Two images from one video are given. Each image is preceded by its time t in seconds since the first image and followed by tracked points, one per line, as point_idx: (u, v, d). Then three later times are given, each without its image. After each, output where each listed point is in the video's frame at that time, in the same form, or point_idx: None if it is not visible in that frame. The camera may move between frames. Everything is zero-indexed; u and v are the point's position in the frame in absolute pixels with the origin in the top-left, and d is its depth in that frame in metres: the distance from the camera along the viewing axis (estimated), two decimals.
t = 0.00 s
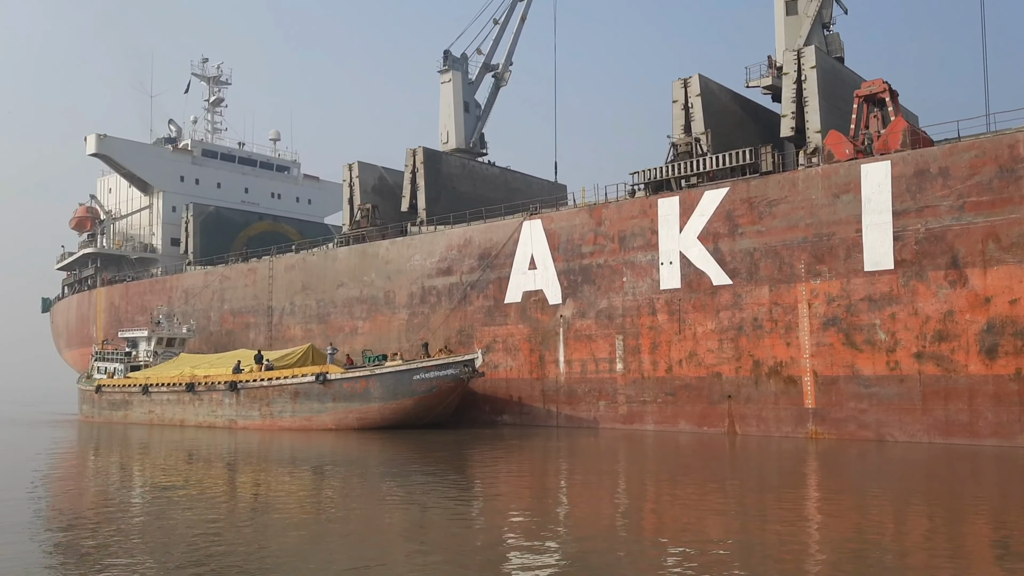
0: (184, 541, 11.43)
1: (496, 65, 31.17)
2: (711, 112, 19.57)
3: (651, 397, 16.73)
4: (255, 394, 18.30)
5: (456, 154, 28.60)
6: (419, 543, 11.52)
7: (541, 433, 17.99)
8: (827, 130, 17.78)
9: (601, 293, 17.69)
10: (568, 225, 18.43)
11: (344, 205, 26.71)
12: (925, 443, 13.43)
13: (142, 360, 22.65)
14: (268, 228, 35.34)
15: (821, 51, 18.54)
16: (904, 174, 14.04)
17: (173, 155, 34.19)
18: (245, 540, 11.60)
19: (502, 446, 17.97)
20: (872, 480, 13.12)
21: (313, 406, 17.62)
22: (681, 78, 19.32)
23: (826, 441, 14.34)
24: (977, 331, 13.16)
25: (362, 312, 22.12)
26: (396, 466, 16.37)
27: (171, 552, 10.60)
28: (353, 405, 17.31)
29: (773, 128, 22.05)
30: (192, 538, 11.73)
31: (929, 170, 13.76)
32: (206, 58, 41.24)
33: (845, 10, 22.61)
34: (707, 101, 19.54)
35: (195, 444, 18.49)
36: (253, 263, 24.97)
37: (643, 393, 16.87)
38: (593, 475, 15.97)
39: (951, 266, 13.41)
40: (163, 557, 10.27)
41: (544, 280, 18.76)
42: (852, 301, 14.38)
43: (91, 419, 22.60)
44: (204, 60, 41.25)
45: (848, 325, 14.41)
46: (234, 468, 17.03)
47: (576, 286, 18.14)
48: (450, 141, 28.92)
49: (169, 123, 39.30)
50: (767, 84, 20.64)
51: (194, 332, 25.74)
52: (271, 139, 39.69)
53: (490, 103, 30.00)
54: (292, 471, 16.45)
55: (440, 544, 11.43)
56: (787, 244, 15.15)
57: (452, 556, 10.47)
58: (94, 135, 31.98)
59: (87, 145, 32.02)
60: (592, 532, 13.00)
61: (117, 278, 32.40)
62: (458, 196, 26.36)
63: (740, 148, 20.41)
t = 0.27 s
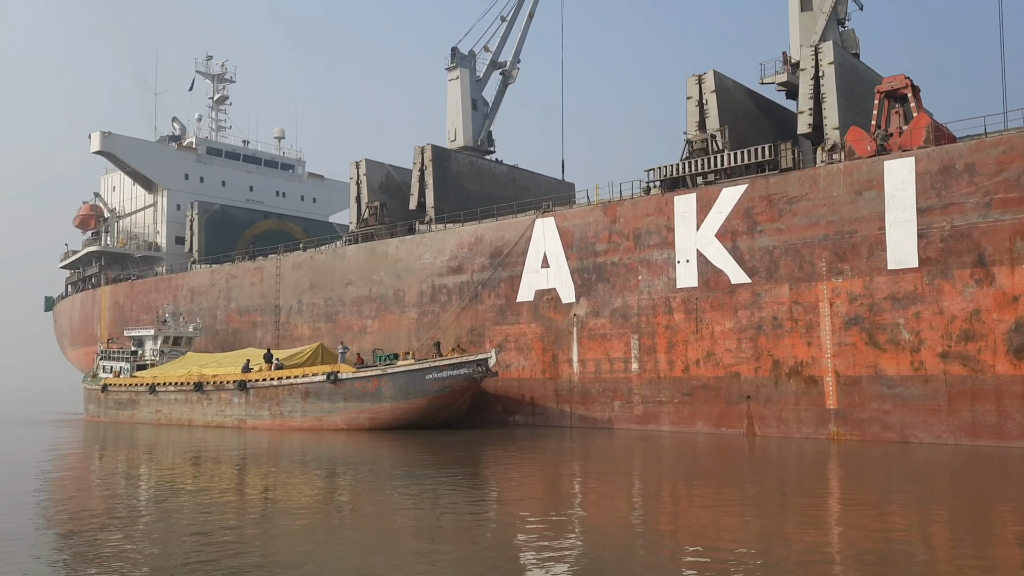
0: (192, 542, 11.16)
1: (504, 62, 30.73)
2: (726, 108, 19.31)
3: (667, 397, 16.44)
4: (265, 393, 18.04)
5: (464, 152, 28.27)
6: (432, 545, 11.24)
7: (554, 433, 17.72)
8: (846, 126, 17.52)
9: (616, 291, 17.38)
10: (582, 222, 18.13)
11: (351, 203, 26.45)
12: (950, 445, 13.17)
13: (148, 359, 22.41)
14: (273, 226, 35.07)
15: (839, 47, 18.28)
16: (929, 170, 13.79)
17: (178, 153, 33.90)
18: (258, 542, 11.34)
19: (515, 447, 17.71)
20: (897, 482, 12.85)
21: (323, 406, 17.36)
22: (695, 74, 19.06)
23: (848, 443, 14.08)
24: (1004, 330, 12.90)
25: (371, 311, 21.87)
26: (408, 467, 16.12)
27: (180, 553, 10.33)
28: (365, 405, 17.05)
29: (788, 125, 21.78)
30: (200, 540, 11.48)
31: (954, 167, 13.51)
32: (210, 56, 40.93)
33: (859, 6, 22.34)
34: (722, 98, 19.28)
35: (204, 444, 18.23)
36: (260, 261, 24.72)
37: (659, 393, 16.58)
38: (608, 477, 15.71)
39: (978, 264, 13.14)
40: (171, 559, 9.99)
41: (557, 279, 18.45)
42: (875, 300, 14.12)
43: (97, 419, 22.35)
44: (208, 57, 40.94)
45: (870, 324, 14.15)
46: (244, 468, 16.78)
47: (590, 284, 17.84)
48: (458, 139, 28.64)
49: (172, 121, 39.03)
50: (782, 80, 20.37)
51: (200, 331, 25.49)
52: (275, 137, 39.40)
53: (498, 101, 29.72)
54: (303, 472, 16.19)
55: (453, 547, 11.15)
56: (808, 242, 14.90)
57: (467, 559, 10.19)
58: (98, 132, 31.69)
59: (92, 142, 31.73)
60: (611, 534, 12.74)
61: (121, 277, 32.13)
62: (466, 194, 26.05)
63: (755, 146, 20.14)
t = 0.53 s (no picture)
0: (202, 545, 10.91)
1: (510, 60, 30.62)
2: (739, 105, 19.08)
3: (682, 398, 16.19)
4: (274, 393, 17.81)
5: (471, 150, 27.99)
6: (448, 548, 11.00)
7: (567, 434, 17.49)
8: (862, 123, 17.29)
9: (630, 291, 17.11)
10: (595, 221, 17.84)
11: (358, 201, 26.22)
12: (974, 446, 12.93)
13: (154, 359, 22.21)
14: (278, 225, 34.84)
15: (855, 43, 18.04)
16: (952, 167, 13.56)
17: (182, 151, 33.64)
18: (270, 544, 11.10)
19: (527, 447, 17.48)
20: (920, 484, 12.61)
21: (333, 406, 17.13)
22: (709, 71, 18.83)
23: (869, 444, 13.85)
24: None
25: (379, 309, 21.64)
26: (420, 468, 15.89)
27: (191, 554, 10.11)
28: (375, 405, 16.82)
29: (800, 123, 21.54)
30: (209, 541, 11.24)
31: (978, 164, 13.29)
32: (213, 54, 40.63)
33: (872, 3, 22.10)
34: (736, 95, 19.04)
35: (212, 445, 18.02)
36: (266, 260, 24.49)
37: (673, 393, 16.32)
38: (623, 478, 15.48)
39: (1003, 262, 12.91)
40: (180, 561, 9.76)
41: (569, 278, 18.19)
42: (896, 299, 13.89)
43: (102, 418, 22.12)
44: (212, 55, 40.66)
45: (892, 324, 13.93)
46: (253, 469, 16.55)
47: (603, 283, 17.57)
48: (465, 137, 28.36)
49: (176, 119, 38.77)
50: (796, 77, 20.12)
51: (206, 330, 25.25)
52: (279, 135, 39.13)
53: (505, 99, 29.45)
54: (313, 473, 15.96)
55: (471, 548, 10.93)
56: (827, 240, 14.68)
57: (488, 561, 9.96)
58: (102, 129, 31.42)
59: (95, 140, 31.47)
60: (629, 536, 12.51)
61: (125, 276, 31.89)
62: (474, 193, 25.79)
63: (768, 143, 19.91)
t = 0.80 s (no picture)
0: (216, 546, 10.65)
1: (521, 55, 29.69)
2: (759, 100, 18.77)
3: (703, 397, 15.89)
4: (287, 392, 17.53)
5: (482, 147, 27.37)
6: (469, 550, 10.71)
7: (584, 434, 17.18)
8: (886, 118, 16.97)
9: (649, 289, 16.79)
10: (613, 217, 17.52)
11: (368, 198, 25.94)
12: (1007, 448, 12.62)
13: (163, 358, 21.99)
14: (285, 223, 34.56)
15: (877, 37, 17.71)
16: (984, 162, 13.25)
17: (188, 148, 33.33)
18: (287, 547, 10.80)
19: (544, 448, 17.18)
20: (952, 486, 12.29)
21: (347, 406, 16.84)
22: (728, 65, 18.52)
23: (897, 445, 13.53)
24: None
25: (391, 308, 21.35)
26: (436, 469, 15.60)
27: (208, 557, 9.81)
28: (390, 405, 16.53)
29: (819, 118, 21.18)
30: (224, 543, 10.98)
31: (1011, 159, 12.95)
32: (220, 51, 40.33)
33: None
34: (755, 90, 18.73)
35: (224, 445, 17.74)
36: (276, 258, 24.22)
37: (694, 393, 16.01)
38: (644, 479, 15.18)
39: None
40: (197, 561, 9.50)
41: (586, 275, 17.86)
42: (925, 297, 13.59)
43: (111, 417, 21.86)
44: (218, 52, 40.36)
45: (921, 322, 13.62)
46: (267, 470, 16.27)
47: (621, 281, 17.24)
48: (475, 134, 27.90)
49: (182, 116, 38.50)
50: (816, 72, 19.78)
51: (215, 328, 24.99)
52: (286, 132, 38.79)
53: (516, 95, 28.96)
54: (327, 474, 15.68)
55: (492, 551, 10.64)
56: (853, 236, 14.38)
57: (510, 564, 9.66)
58: (108, 126, 31.14)
59: (102, 136, 31.20)
60: (652, 537, 12.21)
61: (132, 274, 31.61)
62: (485, 190, 25.43)
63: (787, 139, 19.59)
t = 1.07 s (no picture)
0: (233, 549, 10.40)
1: (529, 52, 29.49)
2: (776, 95, 18.50)
3: (723, 397, 15.62)
4: (298, 391, 17.27)
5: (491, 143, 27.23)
6: (491, 553, 10.46)
7: (600, 435, 16.91)
8: (907, 113, 16.70)
9: (666, 287, 16.51)
10: (629, 214, 17.24)
11: (376, 195, 25.68)
12: None
13: (171, 357, 21.76)
14: (291, 221, 34.29)
15: (898, 30, 17.44)
16: (1013, 157, 12.97)
17: (194, 145, 33.06)
18: (305, 549, 10.52)
19: (559, 448, 16.91)
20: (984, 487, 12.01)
21: (360, 405, 16.58)
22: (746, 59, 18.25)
23: (924, 446, 13.26)
24: None
25: (401, 306, 21.09)
26: (452, 470, 15.34)
27: (226, 560, 9.53)
28: (404, 405, 16.27)
29: (836, 114, 20.88)
30: (241, 546, 10.74)
31: None
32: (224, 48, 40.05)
33: None
34: (773, 85, 18.47)
35: (235, 445, 17.49)
36: (284, 256, 23.97)
37: (714, 393, 15.73)
38: (663, 480, 14.91)
39: None
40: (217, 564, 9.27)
41: (601, 273, 17.58)
42: (953, 294, 13.32)
43: (119, 417, 21.61)
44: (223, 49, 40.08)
45: (948, 320, 13.34)
46: (279, 470, 16.00)
47: (638, 279, 16.95)
48: (485, 131, 27.56)
49: (187, 113, 38.25)
50: (834, 67, 19.50)
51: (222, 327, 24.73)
52: (291, 129, 38.51)
53: (525, 91, 28.65)
54: (341, 475, 15.41)
55: (515, 554, 10.38)
56: (878, 233, 14.12)
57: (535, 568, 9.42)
58: (113, 123, 30.88)
59: (107, 134, 30.94)
60: (677, 540, 11.93)
61: (137, 272, 31.35)
62: (495, 187, 25.12)
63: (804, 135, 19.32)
